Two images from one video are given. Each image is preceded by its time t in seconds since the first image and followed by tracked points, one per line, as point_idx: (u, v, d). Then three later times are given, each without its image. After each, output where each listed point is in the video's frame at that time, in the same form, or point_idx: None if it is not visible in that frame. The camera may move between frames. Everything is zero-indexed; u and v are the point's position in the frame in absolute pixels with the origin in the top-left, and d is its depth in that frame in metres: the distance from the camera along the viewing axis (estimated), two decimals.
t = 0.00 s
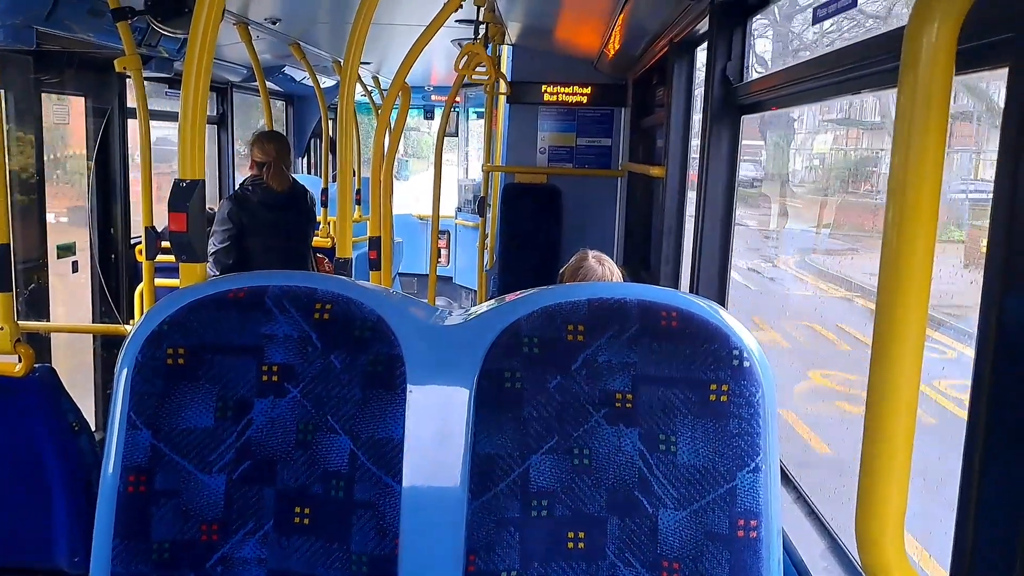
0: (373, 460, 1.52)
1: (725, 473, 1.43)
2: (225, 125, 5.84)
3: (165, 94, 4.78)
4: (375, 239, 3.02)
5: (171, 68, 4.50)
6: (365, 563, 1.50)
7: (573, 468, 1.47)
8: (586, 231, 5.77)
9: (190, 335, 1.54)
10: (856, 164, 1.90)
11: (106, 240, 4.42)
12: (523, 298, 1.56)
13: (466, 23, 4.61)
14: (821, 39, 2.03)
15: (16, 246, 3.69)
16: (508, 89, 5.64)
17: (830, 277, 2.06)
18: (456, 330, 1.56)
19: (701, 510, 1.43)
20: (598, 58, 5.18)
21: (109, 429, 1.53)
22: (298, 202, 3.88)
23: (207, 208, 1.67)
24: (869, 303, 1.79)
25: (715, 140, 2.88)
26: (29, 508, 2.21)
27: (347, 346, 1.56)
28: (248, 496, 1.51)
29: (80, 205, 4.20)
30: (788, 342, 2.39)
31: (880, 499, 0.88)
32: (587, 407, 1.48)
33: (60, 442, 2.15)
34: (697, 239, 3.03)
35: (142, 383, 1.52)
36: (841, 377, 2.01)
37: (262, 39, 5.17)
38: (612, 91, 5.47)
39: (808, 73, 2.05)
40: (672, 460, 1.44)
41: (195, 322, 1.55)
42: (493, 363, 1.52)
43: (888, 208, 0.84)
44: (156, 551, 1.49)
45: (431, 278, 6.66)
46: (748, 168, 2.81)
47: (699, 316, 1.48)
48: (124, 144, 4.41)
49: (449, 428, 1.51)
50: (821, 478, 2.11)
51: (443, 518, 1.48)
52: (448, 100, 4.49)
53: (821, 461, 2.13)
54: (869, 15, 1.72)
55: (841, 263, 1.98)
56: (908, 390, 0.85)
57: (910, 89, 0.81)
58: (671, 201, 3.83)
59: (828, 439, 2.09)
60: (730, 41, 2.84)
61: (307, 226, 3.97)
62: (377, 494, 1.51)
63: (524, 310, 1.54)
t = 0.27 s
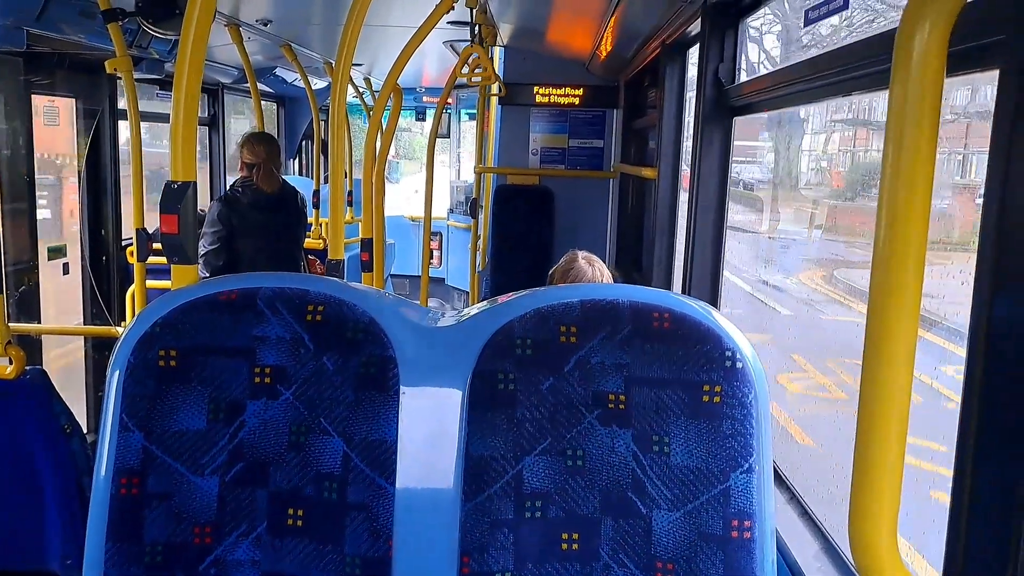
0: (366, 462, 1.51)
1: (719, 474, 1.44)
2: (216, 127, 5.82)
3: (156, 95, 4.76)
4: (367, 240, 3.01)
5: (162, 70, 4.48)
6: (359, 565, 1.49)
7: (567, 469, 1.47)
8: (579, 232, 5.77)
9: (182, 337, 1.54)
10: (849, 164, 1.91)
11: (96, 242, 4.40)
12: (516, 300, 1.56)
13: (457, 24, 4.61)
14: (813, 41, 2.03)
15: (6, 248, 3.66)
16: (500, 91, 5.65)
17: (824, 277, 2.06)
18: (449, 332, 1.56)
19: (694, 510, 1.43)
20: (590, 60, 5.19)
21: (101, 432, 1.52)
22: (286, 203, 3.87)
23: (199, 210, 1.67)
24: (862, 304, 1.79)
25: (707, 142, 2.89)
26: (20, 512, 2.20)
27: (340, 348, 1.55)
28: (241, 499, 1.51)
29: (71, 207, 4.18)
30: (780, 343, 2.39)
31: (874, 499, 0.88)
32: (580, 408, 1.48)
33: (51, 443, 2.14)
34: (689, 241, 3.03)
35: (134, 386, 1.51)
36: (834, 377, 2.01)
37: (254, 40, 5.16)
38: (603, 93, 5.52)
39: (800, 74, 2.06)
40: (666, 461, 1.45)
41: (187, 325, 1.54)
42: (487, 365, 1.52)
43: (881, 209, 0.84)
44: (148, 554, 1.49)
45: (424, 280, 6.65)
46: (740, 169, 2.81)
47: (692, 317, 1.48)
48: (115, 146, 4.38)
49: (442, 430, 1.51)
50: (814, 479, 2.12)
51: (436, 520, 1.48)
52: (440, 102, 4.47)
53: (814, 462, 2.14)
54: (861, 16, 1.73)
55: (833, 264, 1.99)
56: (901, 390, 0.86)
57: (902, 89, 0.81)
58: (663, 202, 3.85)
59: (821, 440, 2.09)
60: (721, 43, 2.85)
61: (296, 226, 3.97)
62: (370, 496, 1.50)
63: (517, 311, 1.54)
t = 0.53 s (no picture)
0: (358, 461, 1.52)
1: (710, 473, 1.44)
2: (210, 124, 5.80)
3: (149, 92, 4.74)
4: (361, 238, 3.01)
5: (155, 67, 4.47)
6: (350, 564, 1.49)
7: (559, 468, 1.48)
8: (572, 231, 5.78)
9: (174, 335, 1.54)
10: (840, 164, 1.91)
11: (89, 239, 4.39)
12: (508, 299, 1.57)
13: (452, 22, 4.61)
14: (805, 41, 2.04)
15: None
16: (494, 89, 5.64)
17: (815, 276, 2.07)
18: (441, 331, 1.56)
19: (685, 510, 1.44)
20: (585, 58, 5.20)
21: (92, 430, 1.52)
22: (279, 201, 3.85)
23: (191, 208, 1.66)
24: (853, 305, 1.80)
25: (700, 142, 2.90)
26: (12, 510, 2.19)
27: (332, 347, 1.55)
28: (232, 497, 1.51)
29: (63, 204, 4.16)
30: (772, 343, 2.40)
31: (861, 501, 0.89)
32: (572, 407, 1.48)
33: (43, 442, 2.13)
34: (682, 240, 3.04)
35: (125, 384, 1.51)
36: (826, 377, 2.02)
37: (247, 37, 5.14)
38: (598, 91, 5.51)
39: (792, 74, 2.07)
40: (657, 460, 1.45)
41: (179, 323, 1.54)
42: (479, 364, 1.52)
43: (870, 210, 0.85)
44: (140, 552, 1.49)
45: (418, 278, 6.65)
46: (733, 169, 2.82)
47: (684, 317, 1.48)
48: (108, 142, 4.36)
49: (434, 429, 1.51)
50: (805, 478, 2.13)
51: (428, 519, 1.48)
52: (434, 101, 4.45)
53: (804, 462, 2.15)
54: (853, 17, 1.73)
55: (825, 265, 2.00)
56: (890, 393, 0.87)
57: (891, 91, 0.82)
58: (657, 201, 3.85)
59: (811, 439, 2.10)
60: (715, 43, 2.86)
61: (290, 225, 3.94)
62: (362, 495, 1.51)
63: (509, 310, 1.54)
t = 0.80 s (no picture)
0: (352, 459, 1.52)
1: (702, 471, 1.45)
2: (202, 122, 5.79)
3: (141, 90, 4.73)
4: (354, 237, 3.01)
5: (148, 64, 4.47)
6: (344, 561, 1.50)
7: (552, 465, 1.48)
8: (565, 229, 5.79)
9: (168, 333, 1.54)
10: (831, 163, 1.93)
11: (82, 237, 4.38)
12: (501, 297, 1.57)
13: (444, 21, 4.62)
14: (797, 40, 2.06)
15: None
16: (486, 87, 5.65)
17: (807, 275, 2.09)
18: (435, 329, 1.57)
19: (678, 507, 1.45)
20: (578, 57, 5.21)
21: (86, 429, 1.52)
22: (272, 198, 3.85)
23: (185, 206, 1.67)
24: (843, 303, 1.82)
25: (693, 141, 2.92)
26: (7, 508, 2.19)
27: (326, 345, 1.56)
28: (227, 495, 1.52)
29: (56, 201, 4.15)
30: (764, 341, 2.42)
31: (851, 498, 0.90)
32: (565, 405, 1.49)
33: (37, 441, 2.13)
34: (674, 238, 3.06)
35: (119, 381, 1.51)
36: (817, 374, 2.03)
37: (240, 35, 5.14)
38: (591, 90, 5.52)
39: (784, 73, 2.08)
40: (649, 457, 1.46)
41: (173, 322, 1.54)
42: (472, 362, 1.53)
43: (861, 209, 0.86)
44: (134, 550, 1.49)
45: (411, 277, 6.65)
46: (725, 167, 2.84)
47: (676, 315, 1.50)
48: (101, 139, 4.35)
49: (428, 426, 1.52)
50: (796, 476, 2.15)
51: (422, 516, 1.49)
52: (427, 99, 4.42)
53: (796, 459, 2.17)
54: (844, 17, 1.75)
55: (816, 263, 2.01)
56: (879, 390, 0.88)
57: (881, 92, 0.83)
58: (649, 199, 3.87)
59: (803, 436, 2.12)
60: (707, 42, 2.87)
61: (283, 222, 3.94)
62: (356, 492, 1.51)
63: (502, 308, 1.55)
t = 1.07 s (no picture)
0: (345, 459, 1.51)
1: (697, 471, 1.45)
2: (195, 120, 5.76)
3: (134, 88, 4.71)
4: (348, 236, 2.99)
5: (139, 63, 4.49)
6: (337, 562, 1.49)
7: (546, 466, 1.48)
8: (559, 228, 5.79)
9: (159, 332, 1.53)
10: (826, 162, 1.93)
11: (73, 235, 4.35)
12: (495, 296, 1.57)
13: (438, 19, 4.61)
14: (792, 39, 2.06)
15: None
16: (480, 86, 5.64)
17: (802, 274, 2.09)
18: (429, 329, 1.56)
19: (672, 507, 1.45)
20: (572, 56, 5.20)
21: (77, 428, 1.51)
22: (264, 197, 3.84)
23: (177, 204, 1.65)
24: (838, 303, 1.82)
25: (687, 140, 2.92)
26: None
27: (319, 344, 1.55)
28: (218, 495, 1.50)
29: (47, 200, 4.12)
30: (759, 340, 2.42)
31: (848, 498, 0.90)
32: (559, 405, 1.49)
33: (27, 441, 2.11)
34: (669, 238, 3.06)
35: (110, 381, 1.50)
36: (811, 374, 2.03)
37: (233, 33, 5.11)
38: (586, 88, 5.51)
39: (779, 72, 2.08)
40: (643, 458, 1.46)
41: (164, 320, 1.53)
42: (466, 362, 1.52)
43: (857, 208, 0.86)
44: (125, 551, 1.48)
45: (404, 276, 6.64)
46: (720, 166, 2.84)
47: (671, 315, 1.49)
48: (92, 138, 4.35)
49: (421, 426, 1.51)
50: (790, 476, 2.15)
51: (416, 516, 1.48)
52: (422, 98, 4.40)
53: (790, 459, 2.17)
54: (840, 16, 1.75)
55: (810, 263, 2.01)
56: (876, 391, 0.87)
57: (877, 90, 0.83)
58: (643, 199, 3.87)
59: (797, 437, 2.12)
60: (702, 41, 2.87)
61: (275, 221, 3.93)
62: (349, 492, 1.50)
63: (496, 308, 1.54)
